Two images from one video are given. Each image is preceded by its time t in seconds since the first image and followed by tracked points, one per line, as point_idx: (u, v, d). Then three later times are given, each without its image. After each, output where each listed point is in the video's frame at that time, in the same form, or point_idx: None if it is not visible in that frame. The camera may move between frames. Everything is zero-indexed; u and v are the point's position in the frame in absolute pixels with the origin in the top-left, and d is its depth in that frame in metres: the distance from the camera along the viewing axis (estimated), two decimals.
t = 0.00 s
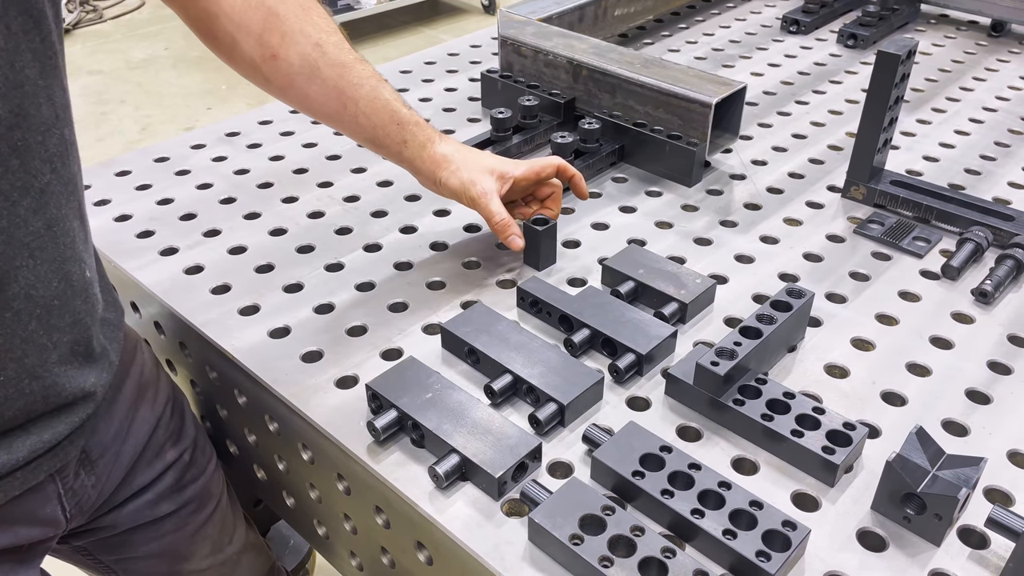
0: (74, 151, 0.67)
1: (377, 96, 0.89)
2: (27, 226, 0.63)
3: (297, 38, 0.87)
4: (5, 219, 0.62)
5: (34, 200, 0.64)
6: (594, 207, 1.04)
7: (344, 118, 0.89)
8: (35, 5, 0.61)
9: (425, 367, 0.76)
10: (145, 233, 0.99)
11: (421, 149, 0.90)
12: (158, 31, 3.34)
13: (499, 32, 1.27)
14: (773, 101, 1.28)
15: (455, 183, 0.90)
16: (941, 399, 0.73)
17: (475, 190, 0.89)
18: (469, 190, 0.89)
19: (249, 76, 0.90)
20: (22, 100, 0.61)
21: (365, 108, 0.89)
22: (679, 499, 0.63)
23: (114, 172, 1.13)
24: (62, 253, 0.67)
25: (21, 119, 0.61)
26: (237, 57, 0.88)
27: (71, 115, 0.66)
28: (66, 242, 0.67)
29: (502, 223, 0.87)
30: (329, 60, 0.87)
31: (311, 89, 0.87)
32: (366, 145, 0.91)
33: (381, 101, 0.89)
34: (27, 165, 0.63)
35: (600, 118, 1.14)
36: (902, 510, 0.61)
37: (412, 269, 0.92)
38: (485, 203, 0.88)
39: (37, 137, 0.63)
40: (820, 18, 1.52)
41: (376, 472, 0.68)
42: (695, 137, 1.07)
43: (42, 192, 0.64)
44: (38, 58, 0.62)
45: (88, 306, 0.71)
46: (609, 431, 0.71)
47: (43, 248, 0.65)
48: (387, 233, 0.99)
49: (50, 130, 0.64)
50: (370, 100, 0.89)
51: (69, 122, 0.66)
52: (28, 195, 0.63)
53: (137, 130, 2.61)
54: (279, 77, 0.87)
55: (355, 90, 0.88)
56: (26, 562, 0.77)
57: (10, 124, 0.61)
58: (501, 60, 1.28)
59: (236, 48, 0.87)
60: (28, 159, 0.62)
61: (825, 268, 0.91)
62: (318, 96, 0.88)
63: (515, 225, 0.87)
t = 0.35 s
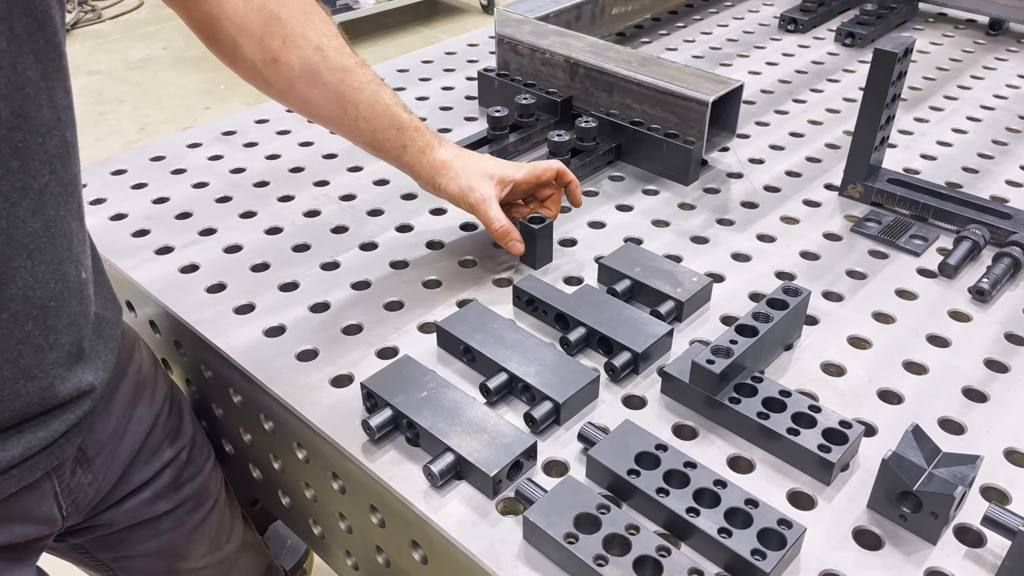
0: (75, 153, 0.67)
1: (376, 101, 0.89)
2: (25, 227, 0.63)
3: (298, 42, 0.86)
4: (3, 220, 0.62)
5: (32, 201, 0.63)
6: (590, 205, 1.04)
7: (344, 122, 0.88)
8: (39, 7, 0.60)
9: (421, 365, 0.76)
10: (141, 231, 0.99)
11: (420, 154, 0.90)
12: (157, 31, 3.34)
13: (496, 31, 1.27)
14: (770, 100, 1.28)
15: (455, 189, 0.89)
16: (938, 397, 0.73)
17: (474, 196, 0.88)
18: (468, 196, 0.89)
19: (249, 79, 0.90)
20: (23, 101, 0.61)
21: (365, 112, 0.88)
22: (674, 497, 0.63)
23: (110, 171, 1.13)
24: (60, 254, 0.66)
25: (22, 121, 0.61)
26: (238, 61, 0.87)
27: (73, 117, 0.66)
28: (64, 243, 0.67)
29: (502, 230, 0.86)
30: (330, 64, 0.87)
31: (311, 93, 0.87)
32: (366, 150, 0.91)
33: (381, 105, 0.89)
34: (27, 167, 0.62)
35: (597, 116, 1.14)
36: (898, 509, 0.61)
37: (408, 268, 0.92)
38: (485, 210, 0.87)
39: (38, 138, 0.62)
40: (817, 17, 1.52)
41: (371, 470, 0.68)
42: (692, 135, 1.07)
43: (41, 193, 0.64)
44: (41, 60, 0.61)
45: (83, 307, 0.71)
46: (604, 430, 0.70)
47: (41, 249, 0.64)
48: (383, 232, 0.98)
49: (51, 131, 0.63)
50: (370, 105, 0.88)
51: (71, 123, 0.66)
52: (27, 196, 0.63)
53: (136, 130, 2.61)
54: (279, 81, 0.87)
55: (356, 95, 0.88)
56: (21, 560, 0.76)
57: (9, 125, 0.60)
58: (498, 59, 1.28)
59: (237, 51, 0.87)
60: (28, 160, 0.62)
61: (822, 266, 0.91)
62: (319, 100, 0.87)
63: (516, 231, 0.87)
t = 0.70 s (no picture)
0: (65, 152, 0.67)
1: (371, 101, 0.89)
2: (14, 227, 0.63)
3: (290, 43, 0.86)
4: None
5: (21, 200, 0.63)
6: (587, 204, 1.04)
7: (339, 123, 0.88)
8: (26, 6, 0.60)
9: (417, 364, 0.76)
10: (138, 231, 0.99)
11: (417, 155, 0.90)
12: (156, 32, 3.34)
13: (493, 30, 1.27)
14: (767, 99, 1.28)
15: (456, 189, 0.90)
16: (934, 395, 0.73)
17: (478, 197, 0.89)
18: (470, 198, 0.89)
19: (241, 81, 0.89)
20: (11, 101, 0.61)
21: (361, 113, 0.88)
22: (670, 496, 0.63)
23: (107, 170, 1.13)
24: (50, 254, 0.66)
25: (10, 120, 0.61)
26: (230, 61, 0.87)
27: (63, 116, 0.66)
28: (54, 243, 0.66)
29: (510, 228, 0.87)
30: (323, 65, 0.87)
31: (305, 94, 0.87)
32: (361, 151, 0.90)
33: (375, 106, 0.89)
34: (16, 166, 0.62)
35: (595, 116, 1.14)
36: (893, 507, 0.61)
37: (404, 267, 0.92)
38: (490, 209, 0.88)
39: (25, 137, 0.62)
40: (814, 17, 1.52)
41: (367, 469, 0.68)
42: (689, 134, 1.07)
43: (29, 193, 0.63)
44: (29, 59, 0.61)
45: (75, 307, 0.70)
46: (601, 428, 0.70)
47: (31, 249, 0.64)
48: (380, 231, 0.98)
49: (39, 131, 0.63)
50: (365, 105, 0.88)
51: (61, 122, 0.66)
52: (16, 196, 0.63)
53: (134, 131, 2.60)
54: (272, 81, 0.86)
55: (351, 95, 0.88)
56: (16, 561, 0.76)
57: None
58: (496, 59, 1.28)
59: (228, 52, 0.86)
60: (16, 160, 0.62)
61: (818, 265, 0.91)
62: (313, 101, 0.87)
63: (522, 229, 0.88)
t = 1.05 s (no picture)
0: (61, 157, 0.67)
1: (362, 100, 0.89)
2: (12, 233, 0.63)
3: (281, 41, 0.86)
4: None
5: (18, 206, 0.63)
6: (587, 206, 1.04)
7: (331, 121, 0.89)
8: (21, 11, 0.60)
9: (417, 366, 0.76)
10: (139, 233, 1.00)
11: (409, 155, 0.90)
12: (156, 32, 3.34)
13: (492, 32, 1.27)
14: (767, 100, 1.28)
15: (447, 191, 0.90)
16: (933, 396, 0.73)
17: (470, 201, 0.89)
18: (462, 203, 0.89)
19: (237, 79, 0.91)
20: (7, 107, 0.61)
21: (351, 112, 0.88)
22: (669, 497, 0.63)
23: (107, 172, 1.13)
24: (48, 259, 0.66)
25: (6, 126, 0.61)
26: (224, 60, 0.88)
27: (58, 121, 0.66)
28: (52, 248, 0.67)
29: (501, 233, 0.88)
30: (313, 63, 0.87)
31: (296, 92, 0.87)
32: (355, 149, 0.91)
33: (367, 105, 0.89)
34: (12, 172, 0.62)
35: (594, 118, 1.15)
36: (892, 508, 0.62)
37: (405, 269, 0.93)
38: (482, 214, 0.89)
39: (21, 143, 0.62)
40: (814, 18, 1.52)
41: (368, 471, 0.68)
42: (688, 136, 1.07)
43: (26, 198, 0.64)
44: (25, 64, 0.61)
45: (74, 312, 0.71)
46: (600, 430, 0.71)
47: (29, 255, 0.65)
48: (380, 233, 0.99)
49: (35, 136, 0.63)
50: (356, 104, 0.88)
51: (57, 128, 0.66)
52: (13, 201, 0.63)
53: (135, 131, 2.61)
54: (263, 79, 0.87)
55: (341, 94, 0.88)
56: (15, 567, 0.77)
57: None
58: (495, 61, 1.28)
59: (222, 50, 0.87)
60: (13, 166, 0.62)
61: (817, 267, 0.91)
62: (304, 99, 0.88)
63: (514, 233, 0.89)
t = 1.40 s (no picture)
0: (57, 165, 0.68)
1: (361, 102, 0.89)
2: (10, 241, 0.64)
3: (276, 45, 0.86)
4: None
5: (18, 215, 0.64)
6: (585, 207, 1.04)
7: (329, 123, 0.88)
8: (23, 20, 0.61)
9: (414, 367, 0.76)
10: (136, 234, 1.00)
11: (411, 154, 0.89)
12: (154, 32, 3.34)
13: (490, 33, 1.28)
14: (765, 101, 1.28)
15: (450, 185, 0.89)
16: (930, 397, 0.73)
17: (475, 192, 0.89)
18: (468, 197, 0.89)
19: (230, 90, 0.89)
20: (10, 116, 0.61)
21: (350, 112, 0.88)
22: (666, 498, 0.63)
23: (105, 173, 1.13)
24: (44, 268, 0.67)
25: (9, 135, 0.62)
26: (217, 68, 0.87)
27: (55, 129, 0.67)
28: (48, 257, 0.67)
29: (508, 222, 0.88)
30: (310, 66, 0.87)
31: (294, 95, 0.86)
32: (354, 154, 0.90)
33: (366, 106, 0.88)
34: (13, 181, 0.63)
35: (591, 118, 1.15)
36: (888, 508, 0.62)
37: (402, 269, 0.93)
38: (488, 205, 0.88)
39: (22, 151, 0.63)
40: (811, 19, 1.52)
41: (365, 472, 0.68)
42: (686, 136, 1.07)
43: (26, 208, 0.64)
44: (28, 73, 0.62)
45: (68, 320, 0.71)
46: (597, 431, 0.71)
47: (25, 263, 0.65)
48: (378, 234, 0.99)
49: (35, 144, 0.64)
50: (355, 105, 0.88)
51: (53, 135, 0.67)
52: (13, 211, 0.64)
53: (133, 132, 2.60)
54: (259, 85, 0.86)
55: (339, 95, 0.88)
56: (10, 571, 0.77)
57: None
58: (493, 61, 1.28)
59: (215, 58, 0.86)
60: (14, 174, 0.63)
61: (814, 267, 0.91)
62: (303, 101, 0.87)
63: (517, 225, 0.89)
